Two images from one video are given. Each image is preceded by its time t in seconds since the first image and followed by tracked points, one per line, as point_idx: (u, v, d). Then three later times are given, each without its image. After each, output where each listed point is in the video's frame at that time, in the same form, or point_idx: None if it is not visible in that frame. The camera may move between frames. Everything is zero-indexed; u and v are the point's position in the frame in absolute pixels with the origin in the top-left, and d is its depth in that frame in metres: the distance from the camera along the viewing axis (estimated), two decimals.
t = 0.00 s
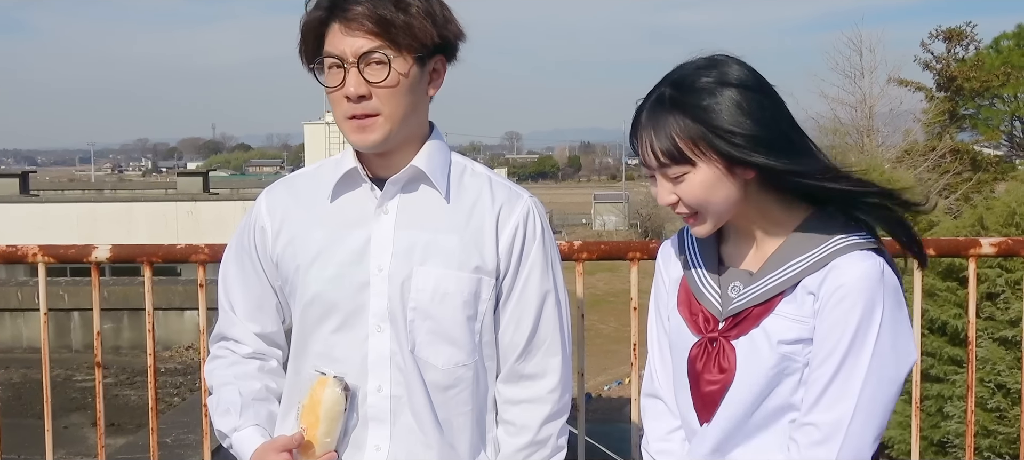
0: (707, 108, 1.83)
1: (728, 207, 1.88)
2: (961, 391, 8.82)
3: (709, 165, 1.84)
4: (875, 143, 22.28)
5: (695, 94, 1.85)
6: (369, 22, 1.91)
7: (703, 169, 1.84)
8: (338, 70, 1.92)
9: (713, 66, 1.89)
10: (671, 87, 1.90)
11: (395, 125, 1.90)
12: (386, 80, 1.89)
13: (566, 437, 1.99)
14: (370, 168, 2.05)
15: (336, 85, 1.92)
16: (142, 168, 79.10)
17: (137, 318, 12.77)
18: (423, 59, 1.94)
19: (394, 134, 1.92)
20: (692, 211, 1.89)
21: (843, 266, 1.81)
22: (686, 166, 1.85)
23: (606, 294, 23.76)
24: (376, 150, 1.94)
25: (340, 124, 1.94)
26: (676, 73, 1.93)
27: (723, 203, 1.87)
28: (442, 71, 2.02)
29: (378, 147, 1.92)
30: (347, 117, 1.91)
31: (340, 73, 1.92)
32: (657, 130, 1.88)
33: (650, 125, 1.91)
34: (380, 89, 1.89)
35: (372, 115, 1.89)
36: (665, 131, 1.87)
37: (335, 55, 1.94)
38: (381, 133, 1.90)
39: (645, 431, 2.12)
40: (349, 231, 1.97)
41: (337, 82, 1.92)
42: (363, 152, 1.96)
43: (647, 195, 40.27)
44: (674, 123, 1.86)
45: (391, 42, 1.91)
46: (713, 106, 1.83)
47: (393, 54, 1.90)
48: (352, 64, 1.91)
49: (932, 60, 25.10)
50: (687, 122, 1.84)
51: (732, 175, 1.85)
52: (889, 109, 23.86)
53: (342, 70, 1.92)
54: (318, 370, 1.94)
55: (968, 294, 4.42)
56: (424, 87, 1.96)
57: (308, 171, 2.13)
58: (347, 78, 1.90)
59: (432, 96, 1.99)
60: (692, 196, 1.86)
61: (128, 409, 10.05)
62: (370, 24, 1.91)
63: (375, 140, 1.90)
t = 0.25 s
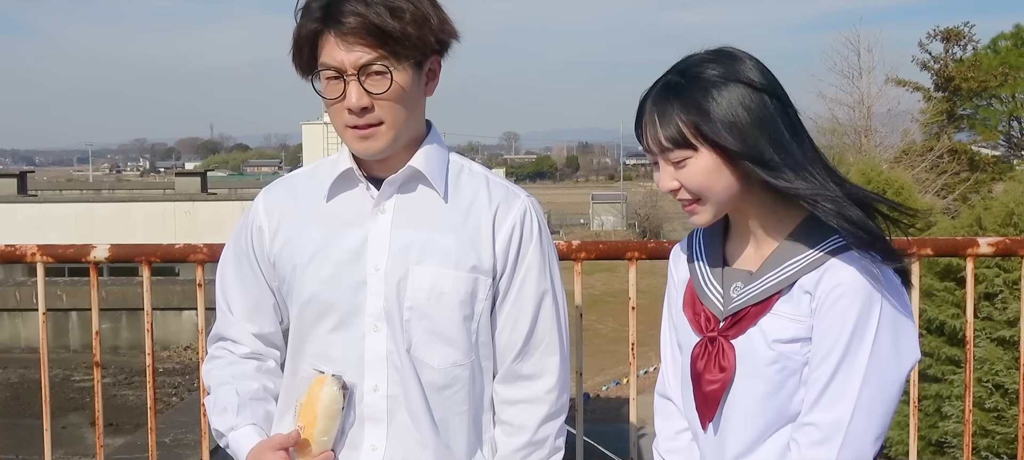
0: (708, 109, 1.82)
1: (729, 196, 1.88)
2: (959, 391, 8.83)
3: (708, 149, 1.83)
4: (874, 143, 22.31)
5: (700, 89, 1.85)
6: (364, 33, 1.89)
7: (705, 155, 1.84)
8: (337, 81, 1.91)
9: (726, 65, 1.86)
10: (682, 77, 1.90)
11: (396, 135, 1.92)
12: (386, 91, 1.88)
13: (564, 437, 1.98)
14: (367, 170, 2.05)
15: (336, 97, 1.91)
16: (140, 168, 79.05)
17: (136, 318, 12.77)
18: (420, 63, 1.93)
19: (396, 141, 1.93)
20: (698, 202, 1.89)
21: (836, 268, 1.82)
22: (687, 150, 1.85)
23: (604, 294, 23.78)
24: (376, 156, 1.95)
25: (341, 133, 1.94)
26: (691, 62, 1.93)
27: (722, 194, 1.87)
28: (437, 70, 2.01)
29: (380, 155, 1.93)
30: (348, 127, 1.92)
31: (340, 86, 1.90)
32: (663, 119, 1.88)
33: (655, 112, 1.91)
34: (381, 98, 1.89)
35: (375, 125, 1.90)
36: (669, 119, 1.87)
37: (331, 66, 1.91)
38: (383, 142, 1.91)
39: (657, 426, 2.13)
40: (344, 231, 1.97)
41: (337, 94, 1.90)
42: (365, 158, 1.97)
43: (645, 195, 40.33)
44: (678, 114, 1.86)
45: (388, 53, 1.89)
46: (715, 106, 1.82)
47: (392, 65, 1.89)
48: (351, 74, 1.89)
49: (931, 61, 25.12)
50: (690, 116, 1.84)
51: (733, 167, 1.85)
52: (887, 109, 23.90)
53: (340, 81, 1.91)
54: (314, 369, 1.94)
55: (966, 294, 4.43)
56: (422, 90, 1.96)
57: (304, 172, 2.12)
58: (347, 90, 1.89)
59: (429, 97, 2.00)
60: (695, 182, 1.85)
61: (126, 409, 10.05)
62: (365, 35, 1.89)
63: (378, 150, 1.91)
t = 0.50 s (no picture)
0: (749, 78, 1.82)
1: (739, 167, 1.86)
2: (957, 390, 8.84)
3: (733, 113, 1.83)
4: (872, 143, 22.33)
5: (748, 59, 1.85)
6: (364, 36, 1.89)
7: (727, 117, 1.84)
8: (336, 85, 1.91)
9: (786, 45, 1.84)
10: (737, 46, 1.90)
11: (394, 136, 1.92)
12: (386, 94, 1.89)
13: (562, 438, 1.98)
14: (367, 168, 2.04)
15: (336, 100, 1.91)
16: (138, 168, 78.95)
17: (134, 318, 12.76)
18: (419, 66, 1.93)
19: (395, 144, 1.93)
20: (708, 162, 1.90)
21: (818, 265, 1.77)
22: (714, 108, 1.86)
23: (602, 294, 23.79)
24: (377, 160, 1.96)
25: (340, 134, 1.94)
26: (751, 35, 1.92)
27: (731, 163, 1.86)
28: (436, 73, 2.01)
29: (378, 157, 1.94)
30: (348, 130, 1.92)
31: (339, 90, 1.91)
32: (703, 80, 1.89)
33: (698, 71, 1.92)
34: (380, 102, 1.89)
35: (376, 127, 1.91)
36: (708, 80, 1.88)
37: (331, 69, 1.92)
38: (382, 144, 1.91)
39: (674, 417, 2.17)
40: (341, 231, 1.98)
41: (337, 98, 1.91)
42: (365, 160, 1.97)
43: (644, 195, 40.35)
44: (716, 77, 1.87)
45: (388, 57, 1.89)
46: (756, 75, 1.81)
47: (390, 69, 1.89)
48: (350, 78, 1.89)
49: (929, 61, 25.15)
50: (727, 79, 1.85)
51: (750, 141, 1.83)
52: (886, 109, 23.92)
53: (340, 85, 1.91)
54: (312, 369, 1.94)
55: (964, 294, 4.44)
56: (421, 91, 1.96)
57: (304, 171, 2.13)
58: (346, 93, 1.89)
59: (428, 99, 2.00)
60: (712, 142, 1.86)
61: (124, 408, 10.04)
62: (366, 37, 1.89)
63: (378, 153, 1.92)
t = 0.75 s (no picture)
0: (802, 73, 1.71)
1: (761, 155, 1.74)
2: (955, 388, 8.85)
3: (769, 96, 1.73)
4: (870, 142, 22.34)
5: (804, 51, 1.74)
6: (369, 39, 1.88)
7: (758, 99, 1.75)
8: (341, 89, 1.90)
9: (846, 51, 1.74)
10: (792, 37, 1.79)
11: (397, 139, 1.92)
12: (390, 97, 1.89)
13: (561, 438, 1.98)
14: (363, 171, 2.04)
15: (338, 103, 1.91)
16: (137, 168, 78.94)
17: (133, 319, 12.76)
18: (420, 67, 1.94)
19: (399, 145, 1.94)
20: (721, 137, 1.81)
21: (790, 261, 1.65)
22: (748, 87, 1.76)
23: (601, 294, 23.80)
24: (380, 163, 1.96)
25: (342, 138, 1.94)
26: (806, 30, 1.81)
27: (746, 142, 1.75)
28: (435, 73, 2.02)
29: (380, 160, 1.94)
30: (352, 133, 1.92)
31: (342, 93, 1.90)
32: (752, 58, 1.78)
33: (750, 54, 1.79)
34: (386, 104, 1.90)
35: (381, 130, 1.91)
36: (755, 60, 1.77)
37: (335, 73, 1.91)
38: (383, 146, 1.92)
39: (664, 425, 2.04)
40: (336, 232, 1.98)
41: (339, 102, 1.91)
42: (368, 163, 1.97)
43: (642, 194, 40.38)
44: (765, 61, 1.75)
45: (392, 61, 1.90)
46: (815, 72, 1.70)
47: (397, 73, 1.89)
48: (355, 82, 1.90)
49: (927, 59, 25.15)
50: (777, 66, 1.73)
51: (776, 126, 1.73)
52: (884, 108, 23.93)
53: (345, 89, 1.90)
54: (310, 370, 1.95)
55: (962, 293, 4.43)
56: (423, 93, 1.97)
57: (301, 172, 2.13)
58: (352, 97, 1.89)
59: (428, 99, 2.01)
60: (734, 120, 1.77)
61: (123, 409, 10.04)
62: (372, 41, 1.88)
63: (384, 155, 1.93)
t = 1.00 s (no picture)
0: (798, 71, 1.68)
1: (744, 141, 1.75)
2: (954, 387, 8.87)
3: (761, 97, 1.72)
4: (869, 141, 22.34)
5: (804, 50, 1.71)
6: (413, 45, 1.86)
7: (753, 96, 1.74)
8: (385, 93, 1.86)
9: (851, 53, 1.69)
10: (798, 34, 1.76)
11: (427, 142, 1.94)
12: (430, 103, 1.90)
13: (558, 437, 1.97)
14: (362, 171, 2.04)
15: (383, 111, 1.86)
16: (136, 168, 78.92)
17: (132, 319, 12.76)
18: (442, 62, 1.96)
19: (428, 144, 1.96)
20: (718, 129, 1.82)
21: (788, 265, 1.64)
22: (744, 83, 1.76)
23: (599, 293, 23.80)
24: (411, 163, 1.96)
25: (379, 144, 1.90)
26: (817, 28, 1.77)
27: (738, 141, 1.76)
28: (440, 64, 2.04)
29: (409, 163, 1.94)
30: (398, 139, 1.89)
31: (388, 100, 1.86)
32: (752, 54, 1.76)
33: (751, 47, 1.79)
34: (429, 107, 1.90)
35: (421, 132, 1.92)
36: (755, 57, 1.75)
37: (376, 79, 1.86)
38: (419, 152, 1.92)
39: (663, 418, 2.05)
40: (331, 233, 1.98)
41: (384, 109, 1.86)
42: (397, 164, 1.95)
43: (641, 194, 40.41)
44: (762, 57, 1.74)
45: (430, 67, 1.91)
46: (804, 68, 1.68)
47: (437, 78, 1.91)
48: (399, 86, 1.86)
49: (926, 58, 25.14)
50: (772, 62, 1.72)
51: (768, 127, 1.72)
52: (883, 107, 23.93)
53: (389, 94, 1.86)
54: (308, 371, 1.95)
55: (960, 292, 4.44)
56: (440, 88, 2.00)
57: (298, 173, 2.12)
58: (397, 102, 1.86)
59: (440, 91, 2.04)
60: (728, 113, 1.77)
61: (122, 409, 10.04)
62: (415, 46, 1.87)
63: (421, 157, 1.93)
